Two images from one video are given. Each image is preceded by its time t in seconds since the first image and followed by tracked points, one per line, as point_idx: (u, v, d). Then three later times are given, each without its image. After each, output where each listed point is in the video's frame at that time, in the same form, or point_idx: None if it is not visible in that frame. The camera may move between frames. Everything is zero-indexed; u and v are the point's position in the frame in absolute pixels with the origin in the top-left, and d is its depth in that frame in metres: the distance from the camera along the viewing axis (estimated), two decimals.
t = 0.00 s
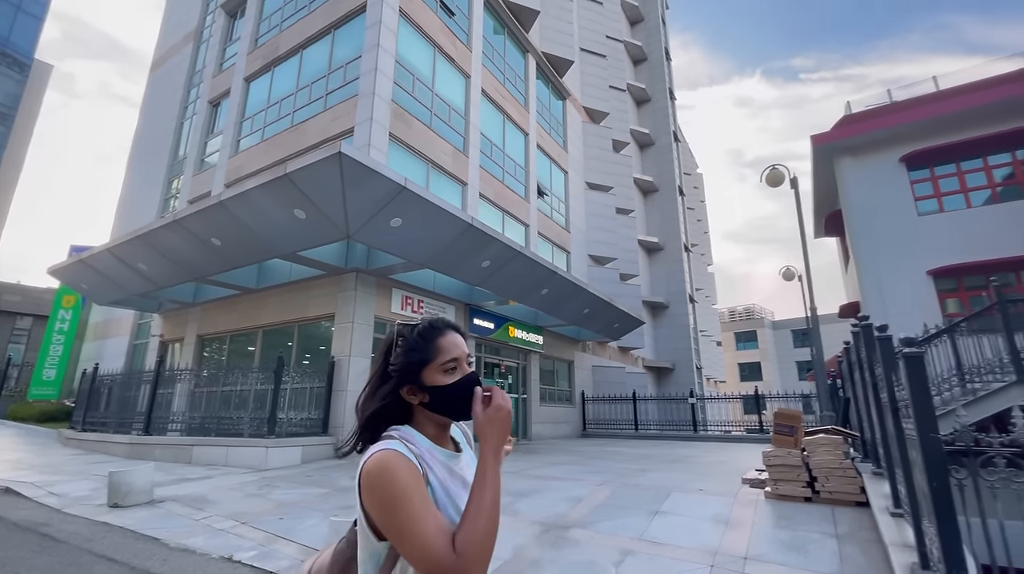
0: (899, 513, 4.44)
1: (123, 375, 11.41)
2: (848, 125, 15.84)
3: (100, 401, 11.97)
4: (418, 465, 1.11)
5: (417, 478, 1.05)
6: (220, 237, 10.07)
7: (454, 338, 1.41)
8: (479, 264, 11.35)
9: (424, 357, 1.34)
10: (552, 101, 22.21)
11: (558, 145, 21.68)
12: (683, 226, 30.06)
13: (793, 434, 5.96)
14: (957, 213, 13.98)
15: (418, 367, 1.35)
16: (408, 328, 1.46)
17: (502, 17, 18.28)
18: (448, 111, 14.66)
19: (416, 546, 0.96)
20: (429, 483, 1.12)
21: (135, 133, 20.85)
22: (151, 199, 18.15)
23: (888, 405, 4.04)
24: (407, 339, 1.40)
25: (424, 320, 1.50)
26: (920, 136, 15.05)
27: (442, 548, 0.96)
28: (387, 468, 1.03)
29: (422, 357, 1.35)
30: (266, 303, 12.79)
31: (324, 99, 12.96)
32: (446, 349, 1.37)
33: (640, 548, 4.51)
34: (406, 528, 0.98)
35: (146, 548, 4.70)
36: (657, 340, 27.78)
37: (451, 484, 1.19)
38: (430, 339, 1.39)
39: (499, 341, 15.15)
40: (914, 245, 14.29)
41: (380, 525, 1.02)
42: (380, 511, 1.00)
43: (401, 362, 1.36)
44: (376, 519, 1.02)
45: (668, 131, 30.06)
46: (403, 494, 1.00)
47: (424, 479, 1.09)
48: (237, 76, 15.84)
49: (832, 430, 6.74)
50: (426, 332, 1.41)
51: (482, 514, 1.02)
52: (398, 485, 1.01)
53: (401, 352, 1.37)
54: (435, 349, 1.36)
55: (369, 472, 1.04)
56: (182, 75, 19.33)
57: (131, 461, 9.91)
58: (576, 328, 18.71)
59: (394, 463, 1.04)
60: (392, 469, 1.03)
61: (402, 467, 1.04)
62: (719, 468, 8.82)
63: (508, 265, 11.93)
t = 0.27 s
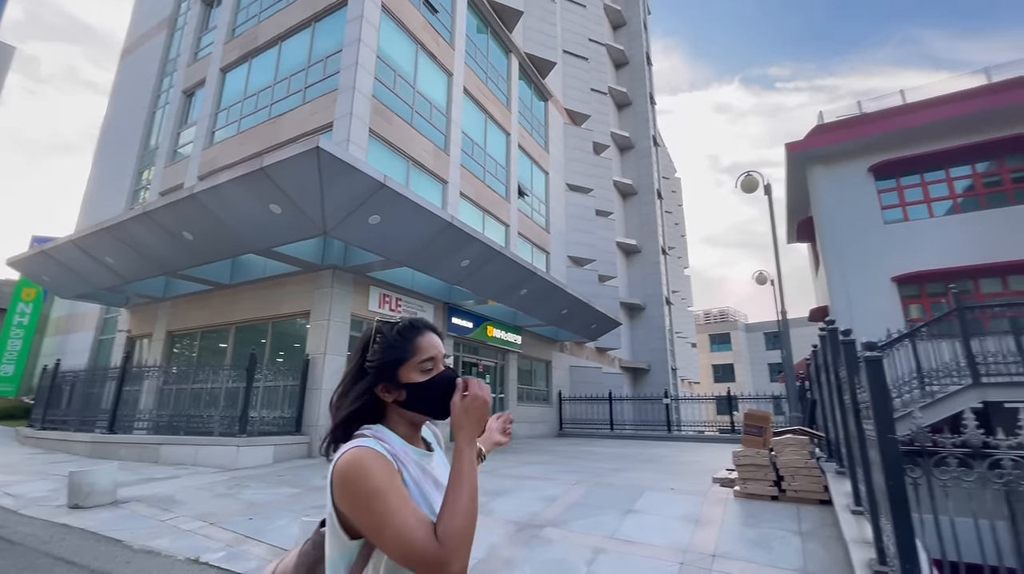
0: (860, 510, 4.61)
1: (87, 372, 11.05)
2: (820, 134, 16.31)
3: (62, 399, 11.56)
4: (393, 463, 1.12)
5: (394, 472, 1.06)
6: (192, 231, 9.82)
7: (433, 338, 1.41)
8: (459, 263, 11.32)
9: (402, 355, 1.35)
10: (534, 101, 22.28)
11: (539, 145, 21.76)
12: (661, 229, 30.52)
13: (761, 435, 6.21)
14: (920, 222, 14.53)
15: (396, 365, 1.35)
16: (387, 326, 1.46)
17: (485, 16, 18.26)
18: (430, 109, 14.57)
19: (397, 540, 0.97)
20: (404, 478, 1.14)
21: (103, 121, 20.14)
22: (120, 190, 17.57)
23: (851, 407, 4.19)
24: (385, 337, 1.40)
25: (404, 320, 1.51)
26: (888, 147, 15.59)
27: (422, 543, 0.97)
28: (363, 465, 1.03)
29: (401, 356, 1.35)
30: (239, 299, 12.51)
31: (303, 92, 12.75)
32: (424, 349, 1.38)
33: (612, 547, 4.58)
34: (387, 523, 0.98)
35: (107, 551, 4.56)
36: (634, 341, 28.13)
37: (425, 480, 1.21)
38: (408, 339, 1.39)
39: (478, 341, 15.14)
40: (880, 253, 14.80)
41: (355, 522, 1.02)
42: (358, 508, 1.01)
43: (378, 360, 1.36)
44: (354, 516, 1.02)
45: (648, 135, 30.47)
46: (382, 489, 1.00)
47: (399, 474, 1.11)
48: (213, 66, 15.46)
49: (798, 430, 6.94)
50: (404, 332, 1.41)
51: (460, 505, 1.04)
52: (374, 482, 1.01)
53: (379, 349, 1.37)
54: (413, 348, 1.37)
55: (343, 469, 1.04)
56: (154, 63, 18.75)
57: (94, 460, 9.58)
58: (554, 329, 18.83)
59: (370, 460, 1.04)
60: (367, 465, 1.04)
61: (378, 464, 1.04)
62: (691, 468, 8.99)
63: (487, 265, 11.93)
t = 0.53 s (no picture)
0: (824, 507, 4.78)
1: (47, 368, 10.69)
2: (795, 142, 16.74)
3: (21, 396, 11.14)
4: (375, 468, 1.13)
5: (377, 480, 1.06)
6: (164, 224, 9.56)
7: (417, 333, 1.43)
8: (438, 261, 11.27)
9: (390, 349, 1.34)
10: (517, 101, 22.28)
11: (521, 145, 21.80)
12: (639, 232, 30.91)
13: (732, 434, 6.43)
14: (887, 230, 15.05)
15: (385, 359, 1.33)
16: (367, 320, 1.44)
17: (469, 14, 18.18)
18: (411, 105, 14.46)
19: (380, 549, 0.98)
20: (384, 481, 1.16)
21: (69, 107, 19.40)
22: (87, 180, 16.97)
23: (817, 408, 4.34)
24: (369, 330, 1.37)
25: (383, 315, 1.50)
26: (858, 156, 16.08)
27: (407, 549, 1.00)
28: (345, 473, 1.03)
29: (389, 350, 1.34)
30: (211, 294, 12.21)
31: (281, 85, 12.52)
32: (410, 343, 1.39)
33: (585, 544, 4.64)
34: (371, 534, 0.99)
35: (68, 553, 4.41)
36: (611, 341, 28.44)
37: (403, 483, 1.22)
38: (393, 333, 1.40)
39: (456, 339, 15.10)
40: (849, 258, 15.29)
41: (335, 529, 1.03)
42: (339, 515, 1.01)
43: (365, 354, 1.33)
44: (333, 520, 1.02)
45: (628, 138, 30.80)
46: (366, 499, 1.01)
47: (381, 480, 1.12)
48: (188, 55, 15.05)
49: (767, 430, 7.12)
50: (388, 326, 1.41)
51: (445, 516, 1.06)
52: (358, 490, 1.02)
53: (366, 343, 1.34)
54: (400, 342, 1.38)
55: (324, 474, 1.04)
56: (125, 49, 18.14)
57: (55, 459, 9.25)
58: (533, 328, 18.89)
59: (353, 467, 1.05)
60: (351, 472, 1.04)
61: (361, 471, 1.04)
62: (664, 466, 9.15)
63: (467, 264, 11.91)
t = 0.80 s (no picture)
0: (780, 504, 4.98)
1: None
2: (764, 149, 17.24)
3: None
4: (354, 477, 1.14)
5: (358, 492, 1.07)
6: (126, 213, 9.21)
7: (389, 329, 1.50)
8: (412, 258, 11.19)
9: (376, 346, 1.38)
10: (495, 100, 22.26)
11: (498, 144, 21.82)
12: (614, 233, 31.33)
13: (697, 434, 6.56)
14: (848, 237, 15.67)
15: (373, 357, 1.36)
16: (341, 318, 1.42)
17: (448, 11, 18.08)
18: (388, 100, 14.31)
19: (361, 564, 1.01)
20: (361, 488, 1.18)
21: (24, 88, 18.45)
22: (43, 165, 16.20)
23: (777, 408, 4.51)
24: (353, 328, 1.38)
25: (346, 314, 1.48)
26: (823, 165, 16.64)
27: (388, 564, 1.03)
28: (330, 485, 1.04)
29: (375, 348, 1.38)
30: (176, 287, 11.83)
31: (253, 74, 12.21)
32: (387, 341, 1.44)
33: (552, 541, 4.71)
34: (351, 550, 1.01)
35: (16, 555, 4.23)
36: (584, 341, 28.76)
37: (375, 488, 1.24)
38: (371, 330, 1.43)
39: (429, 338, 15.04)
40: (812, 264, 15.87)
41: (313, 540, 1.03)
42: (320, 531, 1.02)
43: (356, 353, 1.33)
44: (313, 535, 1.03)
45: (604, 141, 31.18)
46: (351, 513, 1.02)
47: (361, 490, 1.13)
48: (155, 39, 14.52)
49: (731, 430, 7.34)
50: (364, 324, 1.43)
51: (425, 531, 1.11)
52: (344, 502, 1.03)
53: (357, 341, 1.35)
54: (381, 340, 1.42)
55: (305, 487, 1.04)
56: (87, 29, 17.36)
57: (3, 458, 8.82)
58: (507, 327, 18.96)
59: (337, 478, 1.05)
60: (336, 485, 1.04)
61: (346, 484, 1.05)
62: (632, 465, 9.33)
63: (441, 262, 11.86)
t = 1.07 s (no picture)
0: (740, 500, 5.18)
1: None
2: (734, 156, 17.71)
3: None
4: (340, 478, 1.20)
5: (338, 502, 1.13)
6: (84, 202, 8.84)
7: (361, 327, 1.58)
8: (385, 255, 11.08)
9: (358, 347, 1.46)
10: (473, 98, 22.20)
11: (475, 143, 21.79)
12: (587, 234, 31.69)
13: (662, 432, 6.62)
14: (811, 244, 16.28)
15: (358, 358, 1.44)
16: (318, 320, 1.44)
17: (427, 6, 17.94)
18: (363, 94, 14.13)
19: None
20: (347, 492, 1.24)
21: None
22: None
23: (738, 408, 4.69)
24: (333, 331, 1.42)
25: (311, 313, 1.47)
26: (789, 173, 17.22)
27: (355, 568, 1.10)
28: (319, 485, 1.10)
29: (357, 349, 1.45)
30: (137, 280, 11.41)
31: (224, 62, 11.88)
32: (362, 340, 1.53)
33: (519, 538, 4.78)
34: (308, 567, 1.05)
35: None
36: (556, 340, 28.99)
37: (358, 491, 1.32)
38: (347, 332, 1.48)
39: (402, 335, 14.93)
40: (776, 269, 16.42)
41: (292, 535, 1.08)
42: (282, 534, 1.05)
43: (346, 355, 1.40)
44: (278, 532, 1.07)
45: (580, 142, 31.49)
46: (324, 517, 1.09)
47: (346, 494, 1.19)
48: (118, 21, 13.96)
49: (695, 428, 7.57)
50: (342, 326, 1.47)
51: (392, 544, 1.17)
52: (329, 507, 1.10)
53: (342, 344, 1.40)
54: (360, 340, 1.49)
55: (293, 485, 1.09)
56: (44, 7, 16.53)
57: None
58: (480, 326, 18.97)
59: (328, 480, 1.13)
60: (324, 485, 1.11)
61: (332, 488, 1.12)
62: (600, 463, 9.49)
63: (415, 259, 11.79)
